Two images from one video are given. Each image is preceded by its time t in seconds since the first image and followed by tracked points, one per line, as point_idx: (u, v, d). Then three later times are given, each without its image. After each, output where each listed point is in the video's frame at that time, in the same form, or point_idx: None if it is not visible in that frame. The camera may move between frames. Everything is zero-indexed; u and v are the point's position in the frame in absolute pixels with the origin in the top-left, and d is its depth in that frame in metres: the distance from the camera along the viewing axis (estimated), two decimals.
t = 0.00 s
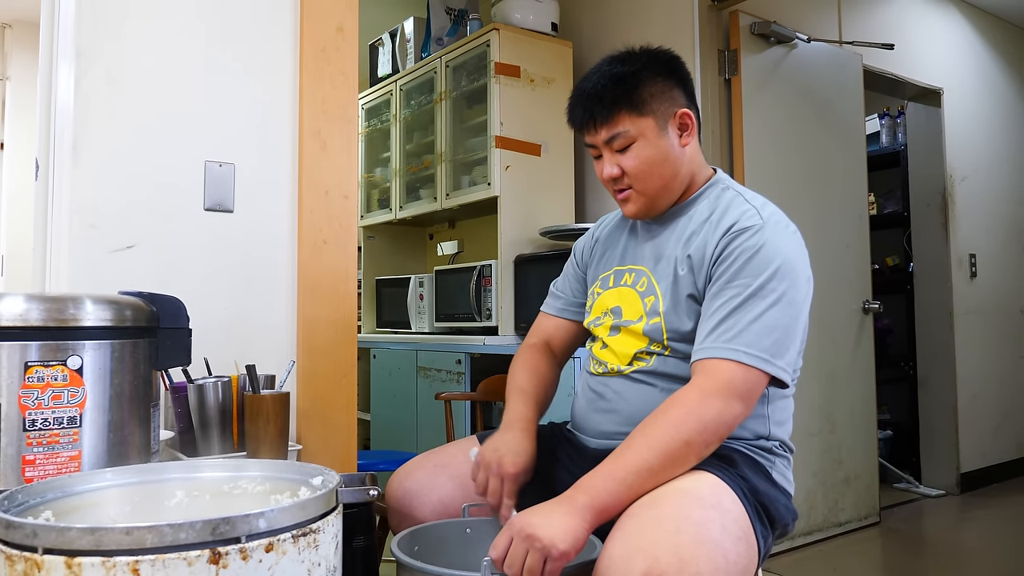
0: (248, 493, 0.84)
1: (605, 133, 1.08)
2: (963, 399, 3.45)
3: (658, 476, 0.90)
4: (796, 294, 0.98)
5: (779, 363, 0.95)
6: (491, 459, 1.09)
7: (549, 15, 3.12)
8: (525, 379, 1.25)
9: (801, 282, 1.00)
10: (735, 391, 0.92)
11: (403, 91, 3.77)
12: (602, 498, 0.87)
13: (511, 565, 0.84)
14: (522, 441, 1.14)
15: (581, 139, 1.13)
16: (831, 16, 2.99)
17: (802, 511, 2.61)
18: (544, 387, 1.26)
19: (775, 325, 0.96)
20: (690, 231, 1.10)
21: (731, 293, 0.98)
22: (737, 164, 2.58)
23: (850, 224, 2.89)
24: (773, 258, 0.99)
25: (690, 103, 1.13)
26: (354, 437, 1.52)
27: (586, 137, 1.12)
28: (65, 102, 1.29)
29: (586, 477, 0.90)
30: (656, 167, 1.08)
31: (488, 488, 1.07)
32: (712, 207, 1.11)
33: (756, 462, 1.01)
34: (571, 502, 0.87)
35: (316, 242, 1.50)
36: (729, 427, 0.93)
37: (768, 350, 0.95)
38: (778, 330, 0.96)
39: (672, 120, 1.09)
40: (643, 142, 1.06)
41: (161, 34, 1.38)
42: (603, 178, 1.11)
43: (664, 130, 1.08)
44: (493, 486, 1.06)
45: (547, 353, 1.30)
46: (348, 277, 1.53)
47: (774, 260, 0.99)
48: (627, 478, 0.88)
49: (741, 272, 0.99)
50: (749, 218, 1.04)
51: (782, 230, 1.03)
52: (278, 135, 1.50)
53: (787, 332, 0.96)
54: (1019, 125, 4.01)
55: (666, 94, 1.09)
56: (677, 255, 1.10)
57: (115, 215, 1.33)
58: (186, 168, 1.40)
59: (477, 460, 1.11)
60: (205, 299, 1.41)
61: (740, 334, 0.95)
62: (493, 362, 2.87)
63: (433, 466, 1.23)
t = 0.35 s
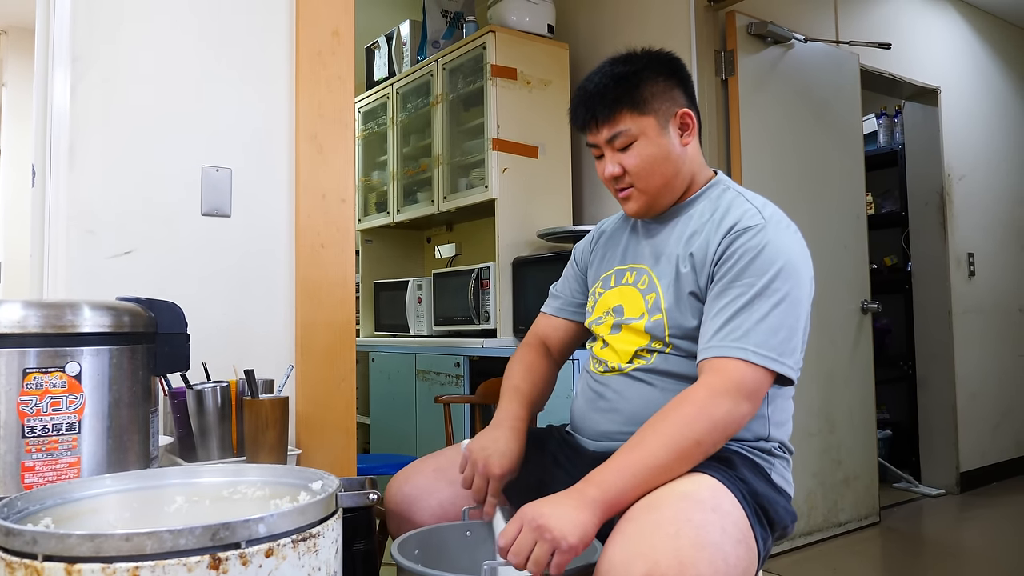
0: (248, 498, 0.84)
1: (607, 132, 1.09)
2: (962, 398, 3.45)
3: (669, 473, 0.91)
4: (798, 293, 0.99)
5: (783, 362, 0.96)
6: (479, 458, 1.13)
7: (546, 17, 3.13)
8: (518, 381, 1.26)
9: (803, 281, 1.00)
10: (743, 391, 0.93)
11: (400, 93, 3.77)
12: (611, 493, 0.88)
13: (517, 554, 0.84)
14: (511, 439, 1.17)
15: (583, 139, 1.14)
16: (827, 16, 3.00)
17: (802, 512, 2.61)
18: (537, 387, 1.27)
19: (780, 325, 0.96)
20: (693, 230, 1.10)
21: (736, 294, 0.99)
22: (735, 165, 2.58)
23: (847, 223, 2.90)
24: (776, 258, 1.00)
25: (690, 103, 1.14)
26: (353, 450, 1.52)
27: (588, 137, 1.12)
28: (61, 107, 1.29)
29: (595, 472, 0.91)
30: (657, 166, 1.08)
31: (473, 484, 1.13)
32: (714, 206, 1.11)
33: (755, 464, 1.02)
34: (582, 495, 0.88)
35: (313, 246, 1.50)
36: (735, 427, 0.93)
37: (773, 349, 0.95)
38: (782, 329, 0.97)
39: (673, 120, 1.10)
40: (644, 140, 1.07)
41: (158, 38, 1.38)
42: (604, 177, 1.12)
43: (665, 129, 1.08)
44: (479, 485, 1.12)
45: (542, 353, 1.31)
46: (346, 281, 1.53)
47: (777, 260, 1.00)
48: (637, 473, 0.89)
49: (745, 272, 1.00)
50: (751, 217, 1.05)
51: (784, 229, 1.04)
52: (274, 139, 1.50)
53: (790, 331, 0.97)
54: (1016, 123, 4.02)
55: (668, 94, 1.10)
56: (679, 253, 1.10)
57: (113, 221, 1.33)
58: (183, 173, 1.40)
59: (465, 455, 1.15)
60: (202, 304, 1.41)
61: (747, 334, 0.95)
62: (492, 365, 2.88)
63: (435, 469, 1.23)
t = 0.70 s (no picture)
0: (248, 499, 0.85)
1: (609, 133, 1.09)
2: (962, 398, 3.46)
3: (679, 469, 0.91)
4: (803, 291, 1.00)
5: (789, 359, 0.96)
6: (489, 470, 1.08)
7: (543, 18, 3.13)
8: (520, 384, 1.25)
9: (808, 280, 1.01)
10: (750, 388, 0.94)
11: (398, 95, 3.77)
12: (623, 488, 0.89)
13: (532, 557, 0.84)
14: (523, 452, 1.13)
15: (586, 141, 1.15)
16: (824, 16, 3.00)
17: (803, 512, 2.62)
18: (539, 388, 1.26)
19: (785, 322, 0.97)
20: (697, 230, 1.11)
21: (742, 292, 0.99)
22: (734, 165, 2.59)
23: (846, 223, 2.90)
24: (781, 256, 1.00)
25: (691, 104, 1.15)
26: (354, 441, 1.52)
27: (591, 139, 1.13)
28: (59, 111, 1.29)
29: (607, 468, 0.91)
30: (659, 166, 1.09)
31: (479, 496, 1.07)
32: (718, 207, 1.12)
33: (760, 464, 1.02)
34: (595, 491, 0.88)
35: (313, 247, 1.50)
36: (743, 424, 0.94)
37: (782, 349, 0.96)
38: (788, 327, 0.97)
39: (675, 120, 1.10)
40: (647, 141, 1.08)
41: (156, 41, 1.38)
42: (607, 178, 1.12)
43: (667, 130, 1.09)
44: (486, 497, 1.06)
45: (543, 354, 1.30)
46: (347, 283, 1.54)
47: (782, 258, 1.00)
48: (647, 470, 0.90)
49: (751, 270, 1.00)
50: (756, 217, 1.06)
51: (789, 228, 1.04)
52: (273, 141, 1.50)
53: (796, 328, 0.98)
54: (1015, 122, 4.02)
55: (668, 95, 1.11)
56: (683, 252, 1.10)
57: (112, 224, 1.33)
58: (182, 176, 1.40)
59: (475, 465, 1.10)
60: (202, 307, 1.41)
61: (754, 332, 0.96)
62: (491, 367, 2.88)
63: (433, 471, 1.23)
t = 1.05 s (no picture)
0: (246, 504, 0.84)
1: (610, 134, 1.08)
2: (960, 396, 3.45)
3: (682, 469, 0.90)
4: (803, 289, 0.99)
5: (790, 357, 0.96)
6: (466, 465, 1.08)
7: (541, 19, 3.13)
8: (510, 384, 1.24)
9: (808, 278, 1.01)
10: (751, 386, 0.93)
11: (395, 96, 3.77)
12: (626, 489, 0.88)
13: (537, 562, 0.84)
14: (503, 452, 1.12)
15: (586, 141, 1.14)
16: (822, 15, 3.00)
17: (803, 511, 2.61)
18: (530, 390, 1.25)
19: (786, 321, 0.97)
20: (698, 229, 1.10)
21: (742, 290, 0.99)
22: (732, 165, 2.58)
23: (845, 222, 2.90)
24: (782, 254, 1.00)
25: (691, 106, 1.14)
26: (354, 445, 1.52)
27: (592, 139, 1.12)
28: (54, 114, 1.28)
29: (611, 471, 0.91)
30: (660, 166, 1.08)
31: (455, 491, 1.07)
32: (718, 207, 1.11)
33: (764, 464, 1.01)
34: (597, 494, 0.88)
35: (310, 249, 1.49)
36: (744, 423, 0.93)
37: (782, 347, 0.96)
38: (788, 326, 0.97)
39: (675, 121, 1.10)
40: (648, 141, 1.07)
41: (151, 43, 1.37)
42: (608, 178, 1.11)
43: (668, 130, 1.09)
44: (460, 493, 1.06)
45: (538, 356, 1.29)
46: (344, 285, 1.53)
47: (782, 256, 1.00)
48: (650, 471, 0.89)
49: (752, 267, 1.00)
50: (756, 216, 1.05)
51: (789, 227, 1.04)
52: (269, 143, 1.49)
53: (796, 327, 0.97)
54: (1012, 121, 4.03)
55: (669, 96, 1.10)
56: (684, 252, 1.10)
57: (108, 227, 1.33)
58: (178, 179, 1.39)
59: (454, 460, 1.11)
60: (199, 310, 1.40)
61: (756, 331, 0.95)
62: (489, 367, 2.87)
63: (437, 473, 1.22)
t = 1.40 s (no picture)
0: (245, 508, 0.84)
1: (608, 135, 1.08)
2: (960, 394, 3.46)
3: (682, 471, 0.90)
4: (801, 288, 0.99)
5: (788, 357, 0.96)
6: (450, 471, 1.08)
7: (538, 19, 3.13)
8: (504, 389, 1.24)
9: (806, 277, 1.01)
10: (750, 387, 0.93)
11: (393, 97, 3.77)
12: (625, 494, 0.88)
13: (539, 569, 0.84)
14: (489, 458, 1.12)
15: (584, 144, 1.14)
16: (820, 13, 3.00)
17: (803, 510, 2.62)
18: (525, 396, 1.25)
19: (783, 321, 0.97)
20: (696, 230, 1.11)
21: (740, 289, 0.99)
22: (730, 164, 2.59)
23: (844, 220, 2.90)
24: (779, 254, 1.00)
25: (687, 106, 1.15)
26: (353, 449, 1.52)
27: (589, 141, 1.13)
28: (50, 118, 1.28)
29: (609, 475, 0.91)
30: (657, 166, 1.08)
31: (440, 499, 1.07)
32: (716, 207, 1.11)
33: (763, 465, 1.02)
34: (596, 499, 0.88)
35: (308, 251, 1.49)
36: (743, 423, 0.93)
37: (780, 347, 0.96)
38: (786, 325, 0.97)
39: (671, 121, 1.10)
40: (645, 141, 1.07)
41: (145, 48, 1.37)
42: (605, 179, 1.11)
43: (664, 130, 1.09)
44: (445, 500, 1.06)
45: (534, 359, 1.28)
46: (343, 288, 1.53)
47: (780, 257, 1.00)
48: (650, 474, 0.89)
49: (750, 267, 1.00)
50: (754, 217, 1.05)
51: (787, 227, 1.04)
52: (266, 146, 1.49)
53: (794, 327, 0.97)
54: (1010, 118, 4.03)
55: (665, 96, 1.11)
56: (682, 253, 1.10)
57: (106, 231, 1.32)
58: (176, 182, 1.39)
59: (438, 468, 1.10)
60: (198, 313, 1.40)
61: (753, 332, 0.95)
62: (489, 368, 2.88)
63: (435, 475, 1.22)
